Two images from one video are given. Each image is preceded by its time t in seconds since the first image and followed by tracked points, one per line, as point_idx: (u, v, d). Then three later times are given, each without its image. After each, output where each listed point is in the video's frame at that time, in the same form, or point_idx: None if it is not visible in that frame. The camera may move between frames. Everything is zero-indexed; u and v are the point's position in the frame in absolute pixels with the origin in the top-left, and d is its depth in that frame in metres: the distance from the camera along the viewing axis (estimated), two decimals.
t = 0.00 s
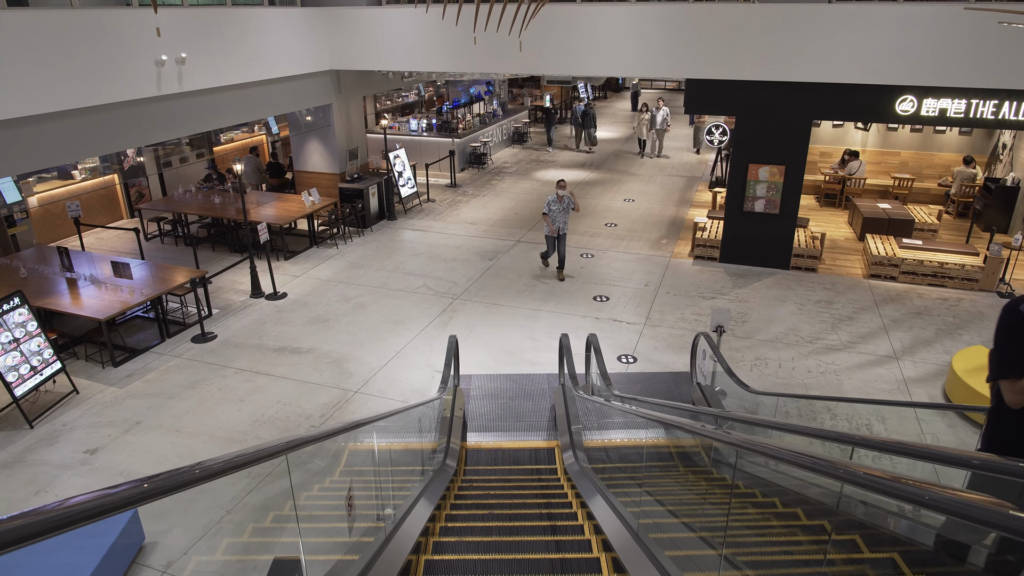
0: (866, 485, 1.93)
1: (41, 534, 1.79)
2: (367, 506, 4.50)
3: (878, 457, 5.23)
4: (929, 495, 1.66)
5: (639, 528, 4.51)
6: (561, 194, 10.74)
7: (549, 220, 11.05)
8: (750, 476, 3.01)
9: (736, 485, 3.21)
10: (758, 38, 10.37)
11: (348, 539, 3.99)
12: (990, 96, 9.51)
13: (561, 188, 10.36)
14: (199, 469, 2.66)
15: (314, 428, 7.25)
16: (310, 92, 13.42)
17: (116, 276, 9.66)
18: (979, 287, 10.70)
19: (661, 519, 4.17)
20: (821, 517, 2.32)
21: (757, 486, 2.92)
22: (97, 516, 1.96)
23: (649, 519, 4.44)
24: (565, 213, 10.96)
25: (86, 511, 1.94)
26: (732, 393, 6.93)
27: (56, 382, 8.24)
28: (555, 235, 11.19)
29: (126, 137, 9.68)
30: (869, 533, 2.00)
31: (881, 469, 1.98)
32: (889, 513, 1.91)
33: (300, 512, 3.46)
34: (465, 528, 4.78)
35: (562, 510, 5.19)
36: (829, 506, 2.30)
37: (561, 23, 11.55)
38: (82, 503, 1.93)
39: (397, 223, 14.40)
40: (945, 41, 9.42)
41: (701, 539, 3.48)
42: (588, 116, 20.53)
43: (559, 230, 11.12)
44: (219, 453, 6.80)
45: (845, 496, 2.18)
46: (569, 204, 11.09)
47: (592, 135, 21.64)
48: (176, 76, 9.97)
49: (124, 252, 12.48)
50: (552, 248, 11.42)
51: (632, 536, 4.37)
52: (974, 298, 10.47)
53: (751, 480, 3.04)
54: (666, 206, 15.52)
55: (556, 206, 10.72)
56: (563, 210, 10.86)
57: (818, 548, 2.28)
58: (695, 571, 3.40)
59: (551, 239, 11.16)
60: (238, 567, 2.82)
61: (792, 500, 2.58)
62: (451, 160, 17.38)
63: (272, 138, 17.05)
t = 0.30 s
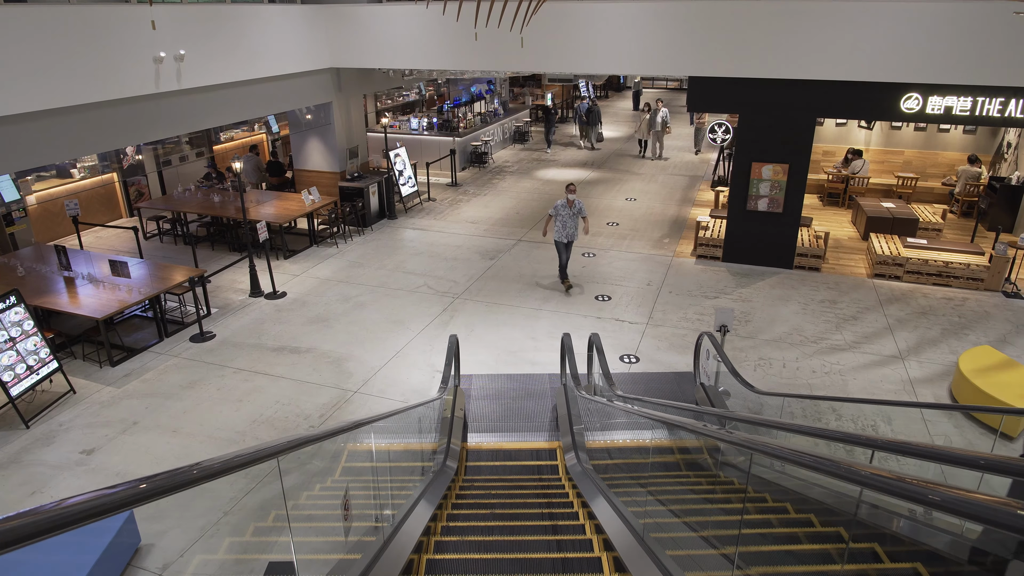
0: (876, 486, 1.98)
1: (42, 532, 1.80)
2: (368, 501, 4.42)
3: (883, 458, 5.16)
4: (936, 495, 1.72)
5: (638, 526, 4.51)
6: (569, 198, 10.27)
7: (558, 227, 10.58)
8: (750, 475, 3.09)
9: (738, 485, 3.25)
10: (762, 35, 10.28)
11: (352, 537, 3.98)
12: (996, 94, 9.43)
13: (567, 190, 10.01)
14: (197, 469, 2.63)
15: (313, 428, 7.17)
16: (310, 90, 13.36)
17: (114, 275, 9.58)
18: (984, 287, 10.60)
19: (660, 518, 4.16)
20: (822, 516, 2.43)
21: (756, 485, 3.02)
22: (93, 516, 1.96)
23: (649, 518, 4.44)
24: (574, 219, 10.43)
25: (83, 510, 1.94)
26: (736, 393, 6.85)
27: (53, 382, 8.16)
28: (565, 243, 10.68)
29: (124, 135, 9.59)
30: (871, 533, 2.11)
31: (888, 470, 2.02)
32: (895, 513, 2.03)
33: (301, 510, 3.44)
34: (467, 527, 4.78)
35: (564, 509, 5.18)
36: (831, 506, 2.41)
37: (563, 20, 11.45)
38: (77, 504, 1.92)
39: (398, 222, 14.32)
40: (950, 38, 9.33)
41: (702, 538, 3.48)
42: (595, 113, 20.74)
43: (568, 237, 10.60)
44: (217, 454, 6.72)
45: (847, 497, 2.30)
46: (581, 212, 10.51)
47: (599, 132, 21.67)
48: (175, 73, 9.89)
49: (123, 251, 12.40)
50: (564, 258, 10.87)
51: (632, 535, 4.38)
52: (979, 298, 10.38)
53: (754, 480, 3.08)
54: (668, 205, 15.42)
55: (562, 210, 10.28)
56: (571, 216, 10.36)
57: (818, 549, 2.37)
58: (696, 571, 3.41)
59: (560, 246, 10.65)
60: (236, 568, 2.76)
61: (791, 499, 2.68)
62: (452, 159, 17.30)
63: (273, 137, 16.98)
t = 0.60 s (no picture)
0: (883, 484, 1.97)
1: (37, 532, 1.73)
2: (371, 502, 4.37)
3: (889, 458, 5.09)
4: (946, 494, 1.69)
5: (640, 524, 4.46)
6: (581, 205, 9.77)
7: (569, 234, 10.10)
8: (751, 474, 3.18)
9: (745, 487, 3.24)
10: (765, 32, 10.21)
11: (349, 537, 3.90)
12: (1003, 91, 9.30)
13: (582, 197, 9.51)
14: (196, 467, 2.56)
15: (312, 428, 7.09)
16: (310, 87, 13.29)
17: (111, 273, 9.49)
18: (990, 286, 10.51)
19: (662, 517, 4.12)
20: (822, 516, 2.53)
21: (757, 483, 3.08)
22: (88, 516, 1.88)
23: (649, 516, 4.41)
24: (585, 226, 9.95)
25: (78, 510, 1.86)
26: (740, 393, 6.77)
27: (49, 381, 8.08)
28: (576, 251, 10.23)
29: (123, 132, 9.52)
30: (872, 532, 2.23)
31: (894, 469, 2.02)
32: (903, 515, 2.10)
33: (299, 512, 3.35)
34: (467, 526, 4.73)
35: (565, 508, 5.15)
36: (834, 506, 2.53)
37: (564, 17, 11.37)
38: (74, 503, 1.86)
39: (398, 221, 14.25)
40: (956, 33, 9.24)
41: (703, 537, 3.49)
42: (599, 110, 20.73)
43: (580, 244, 10.15)
44: (215, 454, 6.64)
45: (853, 499, 2.42)
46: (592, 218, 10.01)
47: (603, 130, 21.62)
48: (173, 70, 9.81)
49: (121, 250, 12.32)
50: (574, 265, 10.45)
51: (634, 534, 4.34)
52: (985, 297, 10.28)
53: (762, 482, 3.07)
54: (670, 204, 15.32)
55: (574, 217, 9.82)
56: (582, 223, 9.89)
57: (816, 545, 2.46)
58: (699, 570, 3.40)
59: (570, 253, 10.22)
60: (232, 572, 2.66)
61: (793, 499, 2.78)
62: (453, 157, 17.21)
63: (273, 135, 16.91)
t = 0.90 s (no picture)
0: (885, 484, 1.93)
1: (36, 530, 1.71)
2: (370, 503, 4.32)
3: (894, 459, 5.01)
4: (952, 496, 1.65)
5: (639, 523, 4.39)
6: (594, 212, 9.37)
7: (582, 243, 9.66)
8: (752, 474, 3.16)
9: (745, 487, 3.20)
10: (768, 28, 10.12)
11: (342, 550, 3.68)
12: (1009, 87, 9.23)
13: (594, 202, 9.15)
14: (195, 467, 2.53)
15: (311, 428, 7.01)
16: (311, 85, 13.24)
17: (109, 272, 9.40)
18: (996, 285, 10.41)
19: (662, 517, 4.05)
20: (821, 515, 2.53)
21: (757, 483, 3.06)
22: (88, 515, 1.87)
23: (648, 515, 4.36)
24: (599, 234, 9.53)
25: (76, 509, 1.83)
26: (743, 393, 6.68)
27: (45, 381, 7.99)
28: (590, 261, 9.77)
29: (120, 129, 9.42)
30: (875, 533, 2.25)
31: (894, 467, 1.98)
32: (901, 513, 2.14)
33: (291, 518, 3.21)
34: (468, 525, 4.66)
35: (565, 507, 5.09)
36: (833, 506, 2.53)
37: (565, 13, 11.28)
38: (70, 504, 1.83)
39: (398, 219, 14.16)
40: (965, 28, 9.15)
41: (703, 537, 3.44)
42: (603, 107, 20.68)
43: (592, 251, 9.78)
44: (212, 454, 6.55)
45: (853, 499, 2.45)
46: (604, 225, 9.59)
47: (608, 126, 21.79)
48: (171, 66, 9.73)
49: (119, 248, 12.24)
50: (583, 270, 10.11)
51: (633, 532, 4.29)
52: (990, 297, 10.18)
53: (765, 484, 3.02)
54: (672, 203, 15.23)
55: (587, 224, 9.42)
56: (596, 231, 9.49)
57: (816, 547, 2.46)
58: (698, 569, 3.36)
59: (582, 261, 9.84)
60: None
61: (786, 496, 2.76)
62: (454, 156, 17.13)
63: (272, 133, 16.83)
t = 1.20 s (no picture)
0: (889, 486, 1.87)
1: (34, 529, 1.69)
2: (371, 502, 4.26)
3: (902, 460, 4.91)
4: (959, 496, 1.59)
5: (640, 522, 4.32)
6: (608, 216, 8.99)
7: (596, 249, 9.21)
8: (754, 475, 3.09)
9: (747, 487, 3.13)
10: (771, 24, 10.03)
11: (335, 552, 3.52)
12: (1015, 84, 9.07)
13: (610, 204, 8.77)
14: (194, 464, 2.51)
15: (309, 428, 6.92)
16: (310, 83, 13.16)
17: (105, 271, 9.31)
18: (1001, 284, 10.31)
19: (663, 517, 3.97)
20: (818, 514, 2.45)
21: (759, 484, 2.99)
22: (89, 512, 1.87)
23: (648, 515, 4.30)
24: (613, 238, 9.11)
25: (73, 510, 1.81)
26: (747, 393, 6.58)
27: (40, 381, 7.90)
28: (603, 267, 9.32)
29: (117, 126, 9.34)
30: (873, 532, 2.18)
31: (898, 468, 1.92)
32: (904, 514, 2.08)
33: (288, 519, 3.10)
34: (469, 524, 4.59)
35: (566, 507, 5.02)
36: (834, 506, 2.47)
37: (566, 10, 11.19)
38: (69, 502, 1.81)
39: (398, 218, 14.06)
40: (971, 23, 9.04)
41: (706, 537, 3.37)
42: (608, 105, 20.83)
43: (607, 259, 9.27)
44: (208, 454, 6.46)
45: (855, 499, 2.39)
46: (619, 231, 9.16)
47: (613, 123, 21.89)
48: (168, 62, 9.64)
49: (117, 247, 12.15)
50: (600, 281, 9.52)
51: (633, 532, 4.23)
52: (996, 296, 10.08)
53: (768, 485, 2.94)
54: (674, 201, 15.12)
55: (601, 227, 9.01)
56: (610, 236, 9.08)
57: (814, 546, 2.39)
58: (700, 570, 3.30)
59: (596, 269, 9.32)
60: None
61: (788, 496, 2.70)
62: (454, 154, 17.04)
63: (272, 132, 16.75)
